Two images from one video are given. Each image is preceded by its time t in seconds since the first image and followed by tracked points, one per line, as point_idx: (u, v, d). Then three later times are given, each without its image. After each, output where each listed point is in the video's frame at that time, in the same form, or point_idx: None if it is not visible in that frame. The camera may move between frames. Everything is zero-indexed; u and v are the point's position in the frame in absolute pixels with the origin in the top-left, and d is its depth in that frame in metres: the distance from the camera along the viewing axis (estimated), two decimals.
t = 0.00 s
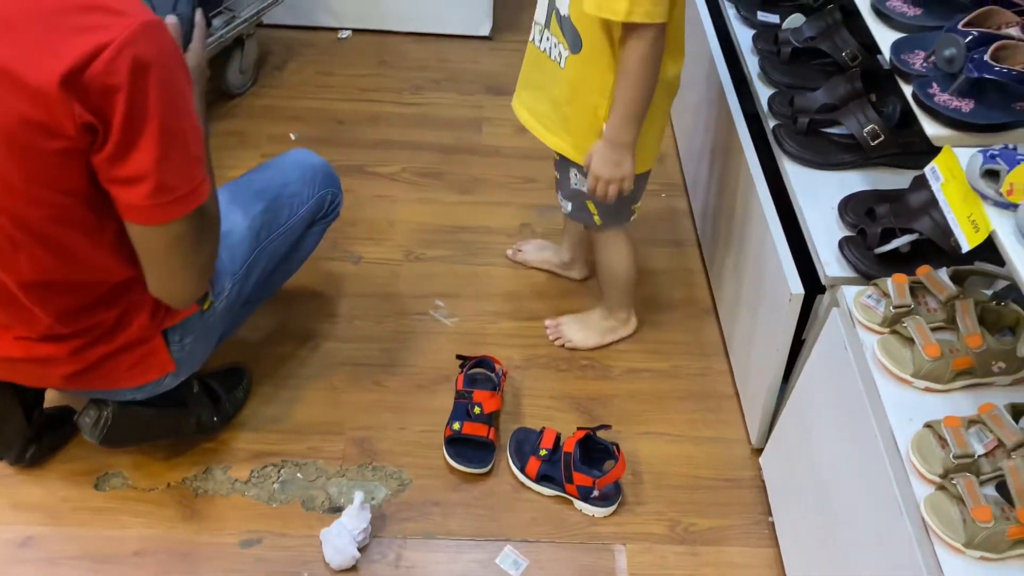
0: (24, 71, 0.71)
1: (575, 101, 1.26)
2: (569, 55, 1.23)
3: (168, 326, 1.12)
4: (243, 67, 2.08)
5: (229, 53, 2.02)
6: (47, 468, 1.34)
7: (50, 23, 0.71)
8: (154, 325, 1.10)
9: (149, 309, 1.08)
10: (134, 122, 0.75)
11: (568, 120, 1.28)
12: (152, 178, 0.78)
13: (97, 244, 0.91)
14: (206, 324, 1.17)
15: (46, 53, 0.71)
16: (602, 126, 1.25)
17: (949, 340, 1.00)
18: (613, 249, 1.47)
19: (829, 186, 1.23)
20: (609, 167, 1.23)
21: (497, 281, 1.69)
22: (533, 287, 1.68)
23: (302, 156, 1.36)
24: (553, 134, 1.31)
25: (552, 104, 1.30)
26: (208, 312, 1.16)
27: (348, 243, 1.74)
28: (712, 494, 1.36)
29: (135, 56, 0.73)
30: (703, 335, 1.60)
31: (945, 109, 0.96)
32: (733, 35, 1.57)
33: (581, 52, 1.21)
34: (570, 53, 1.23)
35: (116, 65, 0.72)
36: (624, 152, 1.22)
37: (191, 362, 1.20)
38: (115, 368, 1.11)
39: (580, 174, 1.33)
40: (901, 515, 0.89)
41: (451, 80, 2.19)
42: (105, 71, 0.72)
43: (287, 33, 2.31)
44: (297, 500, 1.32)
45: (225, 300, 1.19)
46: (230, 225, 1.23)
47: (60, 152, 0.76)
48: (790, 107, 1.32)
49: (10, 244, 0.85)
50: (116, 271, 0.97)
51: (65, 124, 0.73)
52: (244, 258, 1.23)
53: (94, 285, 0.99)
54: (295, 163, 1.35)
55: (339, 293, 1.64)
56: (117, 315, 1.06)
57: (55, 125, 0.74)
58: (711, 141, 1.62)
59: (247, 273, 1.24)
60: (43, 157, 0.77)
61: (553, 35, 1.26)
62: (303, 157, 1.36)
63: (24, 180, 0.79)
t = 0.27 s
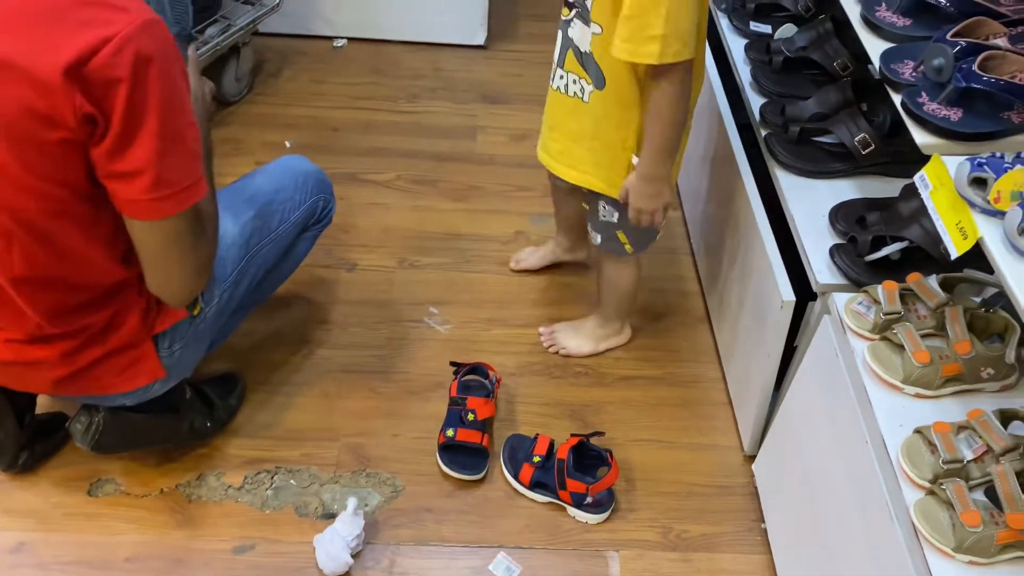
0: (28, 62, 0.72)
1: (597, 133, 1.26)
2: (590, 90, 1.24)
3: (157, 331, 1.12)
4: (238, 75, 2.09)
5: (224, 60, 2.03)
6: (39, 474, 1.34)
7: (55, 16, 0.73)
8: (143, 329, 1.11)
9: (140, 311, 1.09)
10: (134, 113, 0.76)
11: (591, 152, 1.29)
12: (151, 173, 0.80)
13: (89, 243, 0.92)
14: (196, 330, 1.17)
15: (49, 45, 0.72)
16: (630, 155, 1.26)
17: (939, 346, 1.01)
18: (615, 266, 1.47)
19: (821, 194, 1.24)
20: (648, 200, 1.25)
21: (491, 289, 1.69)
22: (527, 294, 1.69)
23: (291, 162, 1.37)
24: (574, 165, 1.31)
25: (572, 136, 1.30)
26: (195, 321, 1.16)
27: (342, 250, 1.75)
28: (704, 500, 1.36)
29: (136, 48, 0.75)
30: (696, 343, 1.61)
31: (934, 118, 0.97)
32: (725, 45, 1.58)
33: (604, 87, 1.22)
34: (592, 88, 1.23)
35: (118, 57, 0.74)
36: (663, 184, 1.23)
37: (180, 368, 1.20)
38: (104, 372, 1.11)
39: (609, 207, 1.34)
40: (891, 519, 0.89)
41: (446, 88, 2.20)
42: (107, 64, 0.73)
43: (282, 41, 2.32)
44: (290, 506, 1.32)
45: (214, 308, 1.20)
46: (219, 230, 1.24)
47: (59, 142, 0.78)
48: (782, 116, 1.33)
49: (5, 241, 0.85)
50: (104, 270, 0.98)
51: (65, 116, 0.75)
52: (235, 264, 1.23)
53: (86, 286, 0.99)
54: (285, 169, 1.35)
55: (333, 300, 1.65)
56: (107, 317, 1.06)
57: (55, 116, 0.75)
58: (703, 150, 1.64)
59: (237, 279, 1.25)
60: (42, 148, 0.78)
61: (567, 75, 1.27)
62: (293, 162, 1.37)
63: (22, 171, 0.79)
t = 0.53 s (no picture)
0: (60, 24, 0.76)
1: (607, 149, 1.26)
2: (598, 109, 1.24)
3: (158, 328, 1.12)
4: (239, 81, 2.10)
5: (225, 67, 2.04)
6: (38, 480, 1.34)
7: None
8: (145, 326, 1.11)
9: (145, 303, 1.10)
10: (164, 81, 0.79)
11: (602, 168, 1.29)
12: (186, 137, 0.82)
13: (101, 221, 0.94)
14: (194, 332, 1.18)
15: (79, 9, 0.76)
16: (643, 164, 1.27)
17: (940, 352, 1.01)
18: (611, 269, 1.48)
19: (821, 202, 1.25)
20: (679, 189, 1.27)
21: (492, 295, 1.70)
22: (527, 301, 1.69)
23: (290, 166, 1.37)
24: (585, 181, 1.31)
25: (581, 154, 1.29)
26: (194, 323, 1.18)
27: (343, 257, 1.75)
28: (704, 507, 1.36)
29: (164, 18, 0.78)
30: (696, 350, 1.61)
31: (934, 126, 0.98)
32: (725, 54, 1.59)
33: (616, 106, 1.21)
34: (602, 107, 1.23)
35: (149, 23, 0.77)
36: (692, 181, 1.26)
37: (178, 371, 1.20)
38: (105, 365, 1.11)
39: (609, 205, 1.34)
40: (893, 523, 0.90)
41: (446, 96, 2.21)
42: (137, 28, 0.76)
43: (283, 48, 2.33)
44: (291, 512, 1.32)
45: (213, 310, 1.21)
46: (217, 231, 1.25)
47: (82, 103, 0.80)
48: (782, 124, 1.34)
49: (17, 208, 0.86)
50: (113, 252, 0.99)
51: (93, 76, 0.78)
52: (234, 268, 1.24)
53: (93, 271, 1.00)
54: (284, 173, 1.35)
55: (333, 306, 1.65)
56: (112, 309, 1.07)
57: (83, 77, 0.78)
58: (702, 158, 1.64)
59: (235, 283, 1.26)
60: (66, 112, 0.81)
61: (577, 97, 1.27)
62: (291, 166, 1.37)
63: (42, 132, 0.81)
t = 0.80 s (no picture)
0: None
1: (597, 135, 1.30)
2: (589, 95, 1.28)
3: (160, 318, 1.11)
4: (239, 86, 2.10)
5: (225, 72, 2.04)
6: (37, 483, 1.34)
7: None
8: (147, 314, 1.10)
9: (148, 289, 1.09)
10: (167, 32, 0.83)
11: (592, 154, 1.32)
12: (184, 96, 0.86)
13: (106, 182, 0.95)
14: (194, 327, 1.19)
15: None
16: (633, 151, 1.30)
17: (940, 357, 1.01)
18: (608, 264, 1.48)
19: (821, 209, 1.25)
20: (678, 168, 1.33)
21: (492, 300, 1.70)
22: (527, 307, 1.69)
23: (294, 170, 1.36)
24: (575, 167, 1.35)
25: (572, 140, 1.33)
26: (197, 317, 1.19)
27: (343, 262, 1.75)
28: (704, 513, 1.36)
29: None
30: (695, 355, 1.62)
31: (934, 132, 0.99)
32: (725, 60, 1.60)
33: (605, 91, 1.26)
34: (592, 93, 1.28)
35: None
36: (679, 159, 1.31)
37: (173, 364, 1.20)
38: (102, 349, 1.08)
39: (603, 195, 1.36)
40: (895, 529, 0.90)
41: (446, 102, 2.21)
42: None
43: (283, 54, 2.34)
44: (290, 517, 1.31)
45: (214, 306, 1.22)
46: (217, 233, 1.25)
47: (93, 49, 0.84)
48: (782, 130, 1.35)
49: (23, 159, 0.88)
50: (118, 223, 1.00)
51: (101, 19, 0.82)
52: (236, 267, 1.24)
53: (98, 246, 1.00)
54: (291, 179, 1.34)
55: (333, 311, 1.65)
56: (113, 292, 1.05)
57: (93, 20, 0.82)
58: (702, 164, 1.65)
59: (236, 282, 1.26)
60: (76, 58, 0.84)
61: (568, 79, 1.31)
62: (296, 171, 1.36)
63: (55, 79, 0.85)
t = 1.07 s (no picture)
0: None
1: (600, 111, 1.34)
2: (592, 70, 1.32)
3: (170, 307, 1.12)
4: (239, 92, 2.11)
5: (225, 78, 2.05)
6: (39, 488, 1.34)
7: None
8: (158, 302, 1.10)
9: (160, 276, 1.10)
10: (201, 14, 0.91)
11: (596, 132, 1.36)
12: (209, 74, 0.94)
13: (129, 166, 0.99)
14: (200, 319, 1.20)
15: None
16: (632, 136, 1.33)
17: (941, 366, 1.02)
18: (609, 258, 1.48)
19: (822, 217, 1.26)
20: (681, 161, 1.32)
21: (492, 307, 1.70)
22: (528, 313, 1.69)
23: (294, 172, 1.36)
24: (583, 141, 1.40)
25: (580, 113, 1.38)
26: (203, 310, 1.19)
27: (343, 268, 1.75)
28: (704, 520, 1.36)
29: None
30: (695, 363, 1.62)
31: (935, 142, 0.99)
32: (725, 68, 1.60)
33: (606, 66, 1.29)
34: (595, 68, 1.31)
35: None
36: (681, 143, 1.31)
37: (179, 355, 1.20)
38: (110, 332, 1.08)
39: (604, 185, 1.38)
40: (896, 538, 0.90)
41: (446, 109, 2.22)
42: None
43: (284, 60, 2.34)
44: (291, 523, 1.31)
45: (219, 299, 1.23)
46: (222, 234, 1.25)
47: (130, 31, 0.91)
48: (783, 138, 1.35)
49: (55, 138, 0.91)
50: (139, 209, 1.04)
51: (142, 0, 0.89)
52: (239, 264, 1.24)
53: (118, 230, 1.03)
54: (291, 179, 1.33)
55: (334, 317, 1.65)
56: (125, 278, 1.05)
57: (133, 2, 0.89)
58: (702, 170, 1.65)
59: (240, 277, 1.27)
60: (113, 37, 0.90)
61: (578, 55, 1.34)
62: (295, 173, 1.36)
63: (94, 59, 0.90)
